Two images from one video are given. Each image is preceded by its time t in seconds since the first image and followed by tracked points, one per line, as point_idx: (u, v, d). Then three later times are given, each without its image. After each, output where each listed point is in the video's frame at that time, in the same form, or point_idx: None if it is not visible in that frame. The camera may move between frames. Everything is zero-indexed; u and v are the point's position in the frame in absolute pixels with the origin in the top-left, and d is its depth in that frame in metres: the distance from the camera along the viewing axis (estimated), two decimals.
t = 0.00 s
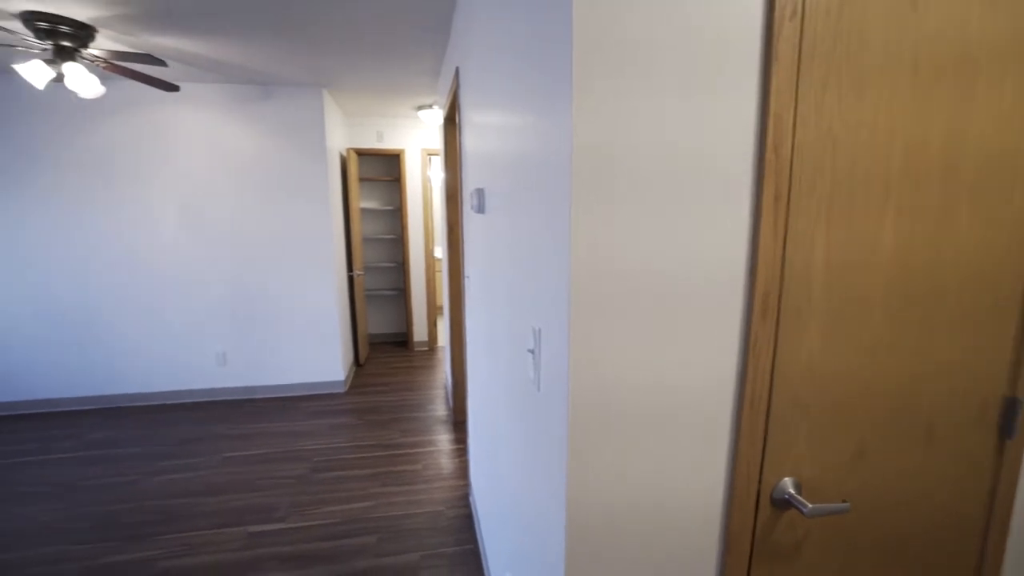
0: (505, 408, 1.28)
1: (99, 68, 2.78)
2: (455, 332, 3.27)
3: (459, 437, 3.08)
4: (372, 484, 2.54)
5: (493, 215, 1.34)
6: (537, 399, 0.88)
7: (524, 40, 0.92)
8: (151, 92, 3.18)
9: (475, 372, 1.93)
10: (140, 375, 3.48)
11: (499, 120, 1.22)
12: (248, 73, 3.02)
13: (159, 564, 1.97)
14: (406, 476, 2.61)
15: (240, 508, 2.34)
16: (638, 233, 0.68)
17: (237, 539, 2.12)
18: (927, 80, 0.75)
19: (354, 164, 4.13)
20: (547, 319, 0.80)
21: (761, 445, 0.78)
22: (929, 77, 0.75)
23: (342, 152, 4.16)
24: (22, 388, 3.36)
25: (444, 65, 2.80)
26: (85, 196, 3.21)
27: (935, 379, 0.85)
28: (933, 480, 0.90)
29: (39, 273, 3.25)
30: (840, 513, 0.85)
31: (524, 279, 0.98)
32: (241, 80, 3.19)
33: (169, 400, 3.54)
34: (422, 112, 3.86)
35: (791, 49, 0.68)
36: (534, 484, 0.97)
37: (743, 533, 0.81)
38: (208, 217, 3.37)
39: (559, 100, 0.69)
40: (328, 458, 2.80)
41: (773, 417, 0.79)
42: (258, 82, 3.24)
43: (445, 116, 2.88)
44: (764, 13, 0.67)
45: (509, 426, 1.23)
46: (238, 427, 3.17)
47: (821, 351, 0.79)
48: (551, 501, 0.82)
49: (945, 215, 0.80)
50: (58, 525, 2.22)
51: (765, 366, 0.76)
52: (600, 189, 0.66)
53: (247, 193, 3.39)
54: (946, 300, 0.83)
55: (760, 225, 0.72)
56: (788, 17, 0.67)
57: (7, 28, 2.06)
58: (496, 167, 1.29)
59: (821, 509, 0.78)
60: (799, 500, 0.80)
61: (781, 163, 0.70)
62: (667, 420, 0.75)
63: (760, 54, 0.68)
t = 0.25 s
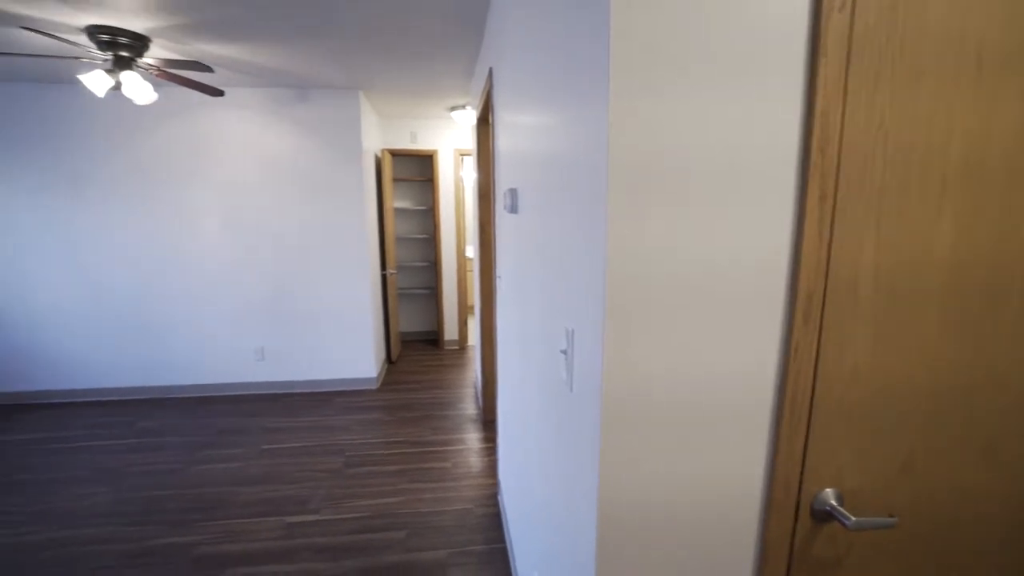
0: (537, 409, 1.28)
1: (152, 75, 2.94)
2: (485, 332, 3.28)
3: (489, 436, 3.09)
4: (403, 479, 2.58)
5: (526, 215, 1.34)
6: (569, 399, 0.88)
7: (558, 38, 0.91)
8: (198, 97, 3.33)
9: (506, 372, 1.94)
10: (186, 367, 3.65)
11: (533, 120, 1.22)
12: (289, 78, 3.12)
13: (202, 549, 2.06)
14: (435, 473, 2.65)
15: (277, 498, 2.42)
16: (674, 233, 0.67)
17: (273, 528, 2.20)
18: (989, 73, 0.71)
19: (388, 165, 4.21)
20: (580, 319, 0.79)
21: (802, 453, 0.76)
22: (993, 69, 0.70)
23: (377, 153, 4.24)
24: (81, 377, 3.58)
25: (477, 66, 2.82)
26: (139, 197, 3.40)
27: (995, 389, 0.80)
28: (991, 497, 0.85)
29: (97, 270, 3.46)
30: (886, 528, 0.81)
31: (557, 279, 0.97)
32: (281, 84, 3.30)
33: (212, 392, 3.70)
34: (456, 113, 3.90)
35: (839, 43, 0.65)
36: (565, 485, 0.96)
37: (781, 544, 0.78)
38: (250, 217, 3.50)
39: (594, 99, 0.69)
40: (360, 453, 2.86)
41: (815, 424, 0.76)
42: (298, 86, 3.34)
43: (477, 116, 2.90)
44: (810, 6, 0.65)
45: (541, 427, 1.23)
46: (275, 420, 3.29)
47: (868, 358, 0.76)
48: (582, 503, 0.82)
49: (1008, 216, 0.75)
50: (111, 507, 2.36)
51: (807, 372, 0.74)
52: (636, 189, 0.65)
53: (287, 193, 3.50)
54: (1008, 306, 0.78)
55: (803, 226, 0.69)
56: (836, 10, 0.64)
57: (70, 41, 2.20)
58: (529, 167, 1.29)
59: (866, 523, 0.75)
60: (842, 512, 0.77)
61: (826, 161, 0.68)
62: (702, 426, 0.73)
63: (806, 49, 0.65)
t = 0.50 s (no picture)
0: (566, 409, 1.28)
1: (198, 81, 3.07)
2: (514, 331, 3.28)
3: (516, 435, 3.10)
4: (431, 476, 2.61)
5: (558, 216, 1.34)
6: (600, 401, 0.87)
7: (592, 37, 0.90)
8: (240, 101, 3.46)
9: (536, 373, 1.94)
10: (226, 361, 3.80)
11: (565, 120, 1.21)
12: (326, 80, 3.20)
13: (238, 536, 2.14)
14: (463, 471, 2.67)
15: (309, 490, 2.48)
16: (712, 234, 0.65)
17: (306, 519, 2.26)
18: None
19: (420, 165, 4.27)
20: (612, 321, 0.78)
21: (843, 464, 0.73)
22: None
23: (409, 154, 4.31)
24: (131, 369, 3.78)
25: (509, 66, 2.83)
26: (185, 198, 3.56)
27: None
28: None
29: (146, 267, 3.64)
30: (935, 546, 0.77)
31: (589, 280, 0.97)
32: (318, 87, 3.39)
33: (250, 386, 3.84)
34: (487, 113, 3.92)
35: (891, 36, 0.62)
36: (594, 488, 0.95)
37: (820, 558, 0.75)
38: (287, 216, 3.61)
39: (630, 99, 0.67)
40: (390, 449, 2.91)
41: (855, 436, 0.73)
42: (333, 89, 3.43)
43: (509, 116, 2.91)
44: None
45: (571, 428, 1.23)
46: (309, 414, 3.38)
47: (918, 365, 0.72)
48: (612, 506, 0.81)
49: None
50: (155, 492, 2.47)
51: (850, 379, 0.71)
52: (673, 190, 0.63)
53: (322, 193, 3.60)
54: None
55: (847, 230, 0.67)
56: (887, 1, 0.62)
57: (123, 49, 2.32)
58: (561, 167, 1.29)
59: (913, 540, 0.71)
60: (887, 528, 0.74)
61: (874, 160, 0.65)
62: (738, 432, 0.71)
63: (854, 43, 0.63)
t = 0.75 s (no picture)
0: (594, 412, 1.27)
1: (238, 85, 3.18)
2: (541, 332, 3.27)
3: (542, 436, 3.09)
4: (457, 474, 2.63)
5: (588, 216, 1.33)
6: (630, 404, 0.86)
7: (625, 34, 0.89)
8: (277, 104, 3.57)
9: (563, 374, 1.93)
10: (261, 356, 3.92)
11: (596, 119, 1.20)
12: (359, 82, 3.26)
13: (271, 525, 2.21)
14: (489, 470, 2.68)
15: (339, 484, 2.54)
16: (750, 235, 0.63)
17: (335, 512, 2.31)
18: None
19: (449, 165, 4.31)
20: (643, 323, 0.77)
21: (887, 477, 0.70)
22: None
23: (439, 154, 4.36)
24: (173, 361, 3.96)
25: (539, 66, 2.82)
26: (224, 198, 3.69)
27: None
28: None
29: (188, 264, 3.80)
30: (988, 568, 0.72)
31: (619, 282, 0.95)
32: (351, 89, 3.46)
33: (284, 380, 3.96)
34: (516, 113, 3.92)
35: (945, 29, 0.59)
36: (622, 492, 0.94)
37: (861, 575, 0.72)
38: (320, 215, 3.71)
39: (664, 97, 0.66)
40: (417, 445, 2.95)
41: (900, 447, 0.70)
42: (366, 91, 3.49)
43: (538, 116, 2.90)
44: None
45: (598, 431, 1.21)
46: (339, 409, 3.45)
47: (971, 376, 0.68)
48: (640, 512, 0.79)
49: None
50: (194, 480, 2.57)
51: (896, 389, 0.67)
52: (710, 188, 0.62)
53: (354, 193, 3.67)
54: None
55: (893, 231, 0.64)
56: None
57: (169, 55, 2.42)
58: (592, 167, 1.27)
59: (964, 561, 0.68)
60: (935, 547, 0.70)
61: (925, 159, 0.62)
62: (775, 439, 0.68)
63: (903, 37, 0.60)
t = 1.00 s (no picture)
0: (627, 414, 1.25)
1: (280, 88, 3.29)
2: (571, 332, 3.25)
3: (571, 437, 3.07)
4: (486, 472, 2.65)
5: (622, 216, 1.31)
6: (665, 407, 0.84)
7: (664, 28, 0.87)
8: (316, 106, 3.67)
9: (595, 375, 1.91)
10: (298, 350, 4.04)
11: (632, 116, 1.18)
12: (395, 84, 3.32)
13: (305, 515, 2.27)
14: (517, 469, 2.68)
15: (371, 478, 2.59)
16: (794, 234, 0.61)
17: (367, 505, 2.36)
18: None
19: (481, 165, 4.33)
20: (680, 324, 0.75)
21: (942, 495, 0.66)
22: None
23: (471, 154, 4.39)
24: (217, 354, 4.13)
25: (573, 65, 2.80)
26: (266, 197, 3.83)
27: None
28: None
29: (232, 261, 3.96)
30: None
31: (654, 281, 0.93)
32: (387, 91, 3.53)
33: (319, 375, 4.07)
34: (549, 112, 3.90)
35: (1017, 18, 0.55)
36: (654, 495, 0.93)
37: None
38: (356, 215, 3.79)
39: (705, 92, 0.64)
40: (447, 443, 2.98)
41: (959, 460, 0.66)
42: (401, 92, 3.55)
43: (572, 115, 2.88)
44: None
45: (630, 433, 1.20)
46: (372, 404, 3.53)
47: None
48: (674, 517, 0.77)
49: None
50: (234, 469, 2.68)
51: (954, 401, 0.63)
52: (752, 185, 0.59)
53: (389, 192, 3.74)
54: None
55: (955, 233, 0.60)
56: None
57: (216, 61, 2.53)
58: (627, 165, 1.26)
59: None
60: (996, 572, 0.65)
61: (990, 157, 0.58)
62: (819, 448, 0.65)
63: (967, 28, 0.56)
